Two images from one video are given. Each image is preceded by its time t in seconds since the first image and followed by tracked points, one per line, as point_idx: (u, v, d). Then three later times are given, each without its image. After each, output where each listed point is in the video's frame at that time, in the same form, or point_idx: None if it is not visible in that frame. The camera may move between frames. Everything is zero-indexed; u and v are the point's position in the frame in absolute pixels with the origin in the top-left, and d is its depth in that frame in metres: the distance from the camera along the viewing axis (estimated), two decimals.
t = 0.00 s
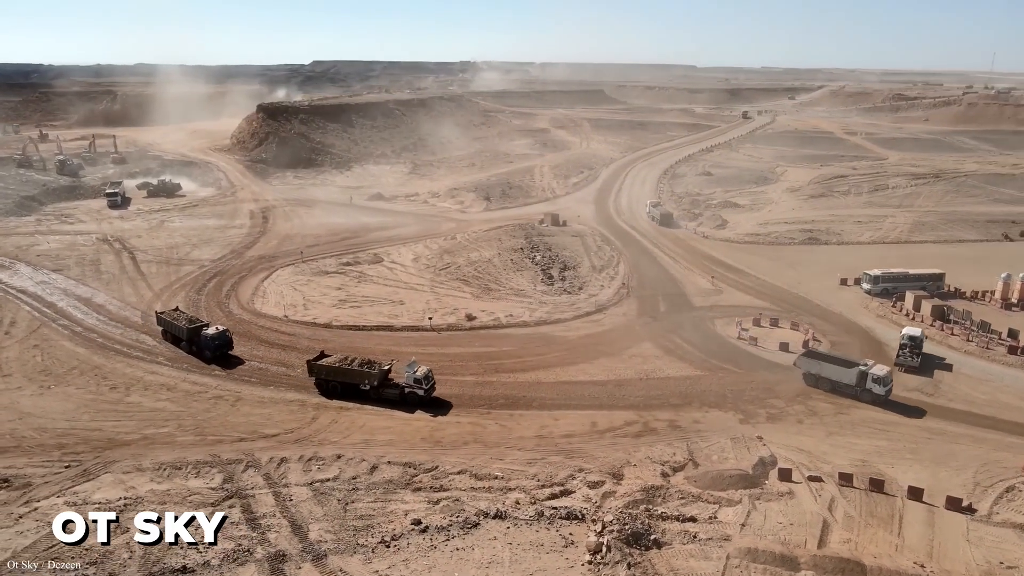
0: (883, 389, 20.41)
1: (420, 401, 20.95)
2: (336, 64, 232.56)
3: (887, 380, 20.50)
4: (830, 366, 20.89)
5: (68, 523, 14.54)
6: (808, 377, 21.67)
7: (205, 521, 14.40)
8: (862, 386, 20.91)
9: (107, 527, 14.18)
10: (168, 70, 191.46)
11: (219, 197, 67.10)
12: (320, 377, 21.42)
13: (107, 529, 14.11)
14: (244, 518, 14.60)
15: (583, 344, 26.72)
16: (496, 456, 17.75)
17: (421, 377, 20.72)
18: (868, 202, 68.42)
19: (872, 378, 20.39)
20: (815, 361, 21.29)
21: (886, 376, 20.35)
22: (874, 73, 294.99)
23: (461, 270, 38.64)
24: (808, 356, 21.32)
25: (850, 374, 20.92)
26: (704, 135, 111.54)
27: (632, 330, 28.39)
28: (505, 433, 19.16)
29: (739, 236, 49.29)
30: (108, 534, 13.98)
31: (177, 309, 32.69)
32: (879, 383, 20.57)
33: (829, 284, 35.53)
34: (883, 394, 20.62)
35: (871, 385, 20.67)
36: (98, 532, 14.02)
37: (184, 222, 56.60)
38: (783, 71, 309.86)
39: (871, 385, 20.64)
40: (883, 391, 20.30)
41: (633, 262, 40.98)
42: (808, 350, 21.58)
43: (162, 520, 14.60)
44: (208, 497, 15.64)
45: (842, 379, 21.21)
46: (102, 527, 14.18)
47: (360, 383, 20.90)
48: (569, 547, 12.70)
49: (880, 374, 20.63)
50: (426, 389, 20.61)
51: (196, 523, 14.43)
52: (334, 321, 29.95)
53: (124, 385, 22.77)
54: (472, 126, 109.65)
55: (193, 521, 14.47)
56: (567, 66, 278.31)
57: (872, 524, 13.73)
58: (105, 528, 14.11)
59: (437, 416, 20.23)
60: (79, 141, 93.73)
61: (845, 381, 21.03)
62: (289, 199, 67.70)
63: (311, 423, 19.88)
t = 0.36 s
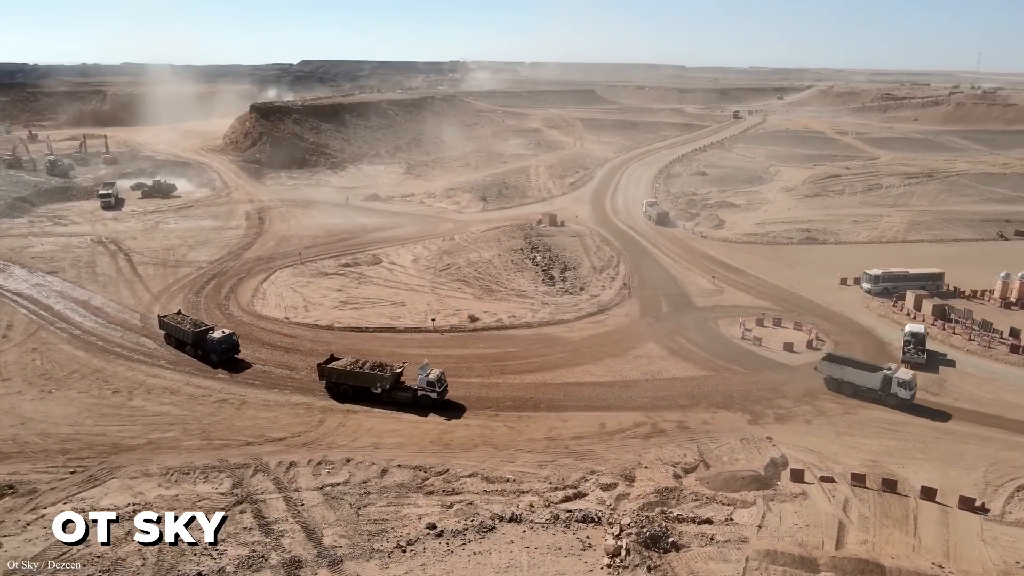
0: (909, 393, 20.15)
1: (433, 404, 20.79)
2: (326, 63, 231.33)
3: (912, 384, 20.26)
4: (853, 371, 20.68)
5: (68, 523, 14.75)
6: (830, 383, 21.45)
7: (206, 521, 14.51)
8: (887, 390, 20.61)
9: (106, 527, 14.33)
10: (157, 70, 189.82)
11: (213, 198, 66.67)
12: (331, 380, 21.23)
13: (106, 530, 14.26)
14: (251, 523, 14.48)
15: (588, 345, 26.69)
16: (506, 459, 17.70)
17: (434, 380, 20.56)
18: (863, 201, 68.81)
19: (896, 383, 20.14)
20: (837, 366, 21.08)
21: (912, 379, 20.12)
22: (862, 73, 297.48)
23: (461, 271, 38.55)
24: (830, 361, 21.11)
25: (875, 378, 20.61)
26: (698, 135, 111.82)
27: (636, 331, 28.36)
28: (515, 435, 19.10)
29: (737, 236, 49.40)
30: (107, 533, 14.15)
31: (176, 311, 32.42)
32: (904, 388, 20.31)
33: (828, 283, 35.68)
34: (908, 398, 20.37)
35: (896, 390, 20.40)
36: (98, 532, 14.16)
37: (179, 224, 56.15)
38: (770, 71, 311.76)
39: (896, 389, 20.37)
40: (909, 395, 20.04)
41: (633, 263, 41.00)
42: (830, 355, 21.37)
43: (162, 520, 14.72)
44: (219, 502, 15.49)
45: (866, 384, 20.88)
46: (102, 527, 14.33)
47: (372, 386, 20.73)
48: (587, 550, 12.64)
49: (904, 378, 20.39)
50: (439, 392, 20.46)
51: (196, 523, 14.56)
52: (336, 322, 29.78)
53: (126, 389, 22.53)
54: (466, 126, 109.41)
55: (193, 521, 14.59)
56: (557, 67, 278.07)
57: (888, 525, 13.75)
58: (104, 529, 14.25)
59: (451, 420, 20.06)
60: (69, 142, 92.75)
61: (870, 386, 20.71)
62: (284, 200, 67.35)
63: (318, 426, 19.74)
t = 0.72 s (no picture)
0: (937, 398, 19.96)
1: (446, 408, 20.66)
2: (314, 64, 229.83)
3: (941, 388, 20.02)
4: (879, 375, 20.46)
5: (73, 528, 14.68)
6: (857, 389, 21.15)
7: (208, 520, 14.66)
8: (915, 395, 20.34)
9: (107, 528, 14.53)
10: (144, 70, 188.06)
11: (207, 199, 66.15)
12: (343, 385, 21.02)
13: (107, 530, 14.45)
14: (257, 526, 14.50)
15: (592, 347, 26.65)
16: (518, 462, 17.62)
17: (448, 384, 20.45)
18: (857, 201, 69.26)
19: (925, 387, 19.94)
20: (863, 371, 20.80)
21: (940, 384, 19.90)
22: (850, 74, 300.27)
23: (461, 273, 38.41)
24: (855, 366, 20.85)
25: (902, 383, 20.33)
26: (690, 135, 112.11)
27: (639, 332, 28.34)
28: (525, 438, 19.02)
29: (734, 236, 49.55)
30: (107, 534, 14.31)
31: (175, 314, 32.11)
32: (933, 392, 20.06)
33: (828, 283, 35.83)
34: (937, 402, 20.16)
35: (925, 394, 20.18)
36: (98, 533, 14.34)
37: (173, 225, 55.61)
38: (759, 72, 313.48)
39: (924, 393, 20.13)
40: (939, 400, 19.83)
41: (633, 264, 41.03)
42: (855, 360, 21.14)
43: (162, 520, 14.90)
44: (230, 509, 15.31)
45: (894, 388, 20.55)
46: (102, 527, 14.54)
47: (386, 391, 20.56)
48: (606, 554, 12.59)
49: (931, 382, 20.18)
50: (453, 396, 20.35)
51: (196, 523, 14.72)
52: (338, 325, 29.59)
53: (129, 394, 22.23)
54: (458, 126, 109.15)
55: (193, 521, 14.75)
56: (545, 67, 278.18)
57: (905, 526, 13.76)
58: (105, 529, 14.45)
59: (466, 423, 19.96)
60: (57, 143, 91.68)
61: (897, 391, 20.40)
62: (278, 201, 66.90)
63: (326, 431, 19.57)
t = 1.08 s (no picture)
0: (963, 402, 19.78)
1: (458, 412, 20.58)
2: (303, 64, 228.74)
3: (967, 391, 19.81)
4: (904, 380, 20.22)
5: (78, 535, 14.49)
6: (879, 393, 20.98)
7: (208, 524, 14.70)
8: (940, 399, 20.13)
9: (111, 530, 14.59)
10: (131, 70, 186.44)
11: (201, 200, 65.70)
12: (354, 389, 20.85)
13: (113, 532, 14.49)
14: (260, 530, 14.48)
15: (596, 348, 26.62)
16: (527, 465, 17.57)
17: (461, 387, 20.40)
18: (851, 201, 69.66)
19: (950, 391, 19.72)
20: (887, 375, 20.61)
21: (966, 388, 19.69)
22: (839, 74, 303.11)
23: (461, 274, 38.27)
24: (878, 370, 20.65)
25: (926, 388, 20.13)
26: (683, 135, 112.38)
27: (642, 333, 28.34)
28: (534, 440, 18.96)
29: (731, 237, 49.70)
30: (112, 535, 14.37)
31: (173, 316, 31.82)
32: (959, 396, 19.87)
33: (827, 283, 35.95)
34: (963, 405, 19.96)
35: (951, 398, 19.97)
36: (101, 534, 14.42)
37: (167, 227, 55.13)
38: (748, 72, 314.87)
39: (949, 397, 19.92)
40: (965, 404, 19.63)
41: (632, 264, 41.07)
42: (878, 364, 20.93)
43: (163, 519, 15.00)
44: (239, 515, 15.16)
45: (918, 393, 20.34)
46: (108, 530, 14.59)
47: (398, 395, 20.43)
48: (624, 559, 12.54)
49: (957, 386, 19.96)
50: (466, 398, 20.30)
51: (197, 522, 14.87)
52: (339, 327, 29.42)
53: (131, 398, 21.98)
54: (451, 126, 108.92)
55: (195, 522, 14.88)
56: (535, 67, 278.23)
57: (918, 527, 13.80)
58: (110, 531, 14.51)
59: (481, 426, 19.87)
60: (47, 143, 90.67)
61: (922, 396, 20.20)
62: (273, 202, 66.52)
63: (333, 435, 19.43)
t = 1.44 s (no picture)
0: (991, 406, 19.60)
1: (473, 415, 20.40)
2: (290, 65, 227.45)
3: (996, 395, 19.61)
4: (931, 385, 19.92)
5: (86, 545, 14.28)
6: (907, 398, 20.61)
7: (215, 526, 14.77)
8: (969, 403, 19.87)
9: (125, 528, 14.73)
10: (118, 70, 184.96)
11: (194, 201, 65.17)
12: (366, 394, 20.63)
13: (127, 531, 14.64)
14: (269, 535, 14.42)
15: (599, 349, 26.59)
16: (537, 468, 17.50)
17: (475, 391, 20.22)
18: (844, 201, 70.07)
19: (979, 395, 19.44)
20: (913, 379, 20.28)
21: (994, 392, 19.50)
22: (828, 74, 305.03)
23: (461, 275, 38.15)
24: (905, 374, 20.34)
25: (954, 392, 19.85)
26: (674, 135, 112.67)
27: (644, 334, 28.34)
28: (542, 443, 18.90)
29: (728, 237, 49.85)
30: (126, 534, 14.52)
31: (171, 319, 31.49)
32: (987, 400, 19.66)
33: (826, 283, 36.09)
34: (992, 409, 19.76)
35: (978, 402, 19.75)
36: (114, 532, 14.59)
37: (161, 229, 54.63)
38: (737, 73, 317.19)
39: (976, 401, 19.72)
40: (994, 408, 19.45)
41: (631, 265, 41.10)
42: (904, 369, 20.61)
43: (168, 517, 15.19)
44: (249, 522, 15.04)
45: (946, 397, 20.06)
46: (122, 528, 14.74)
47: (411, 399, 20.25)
48: (641, 563, 12.53)
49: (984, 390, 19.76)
50: (480, 402, 20.13)
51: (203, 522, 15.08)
52: (341, 329, 29.24)
53: (132, 403, 21.71)
54: (443, 127, 108.69)
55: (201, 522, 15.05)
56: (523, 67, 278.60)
57: (933, 528, 13.83)
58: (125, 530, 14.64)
59: (496, 430, 19.69)
60: (35, 144, 89.64)
61: (949, 400, 19.93)
62: (266, 203, 66.10)
63: (339, 439, 19.28)
